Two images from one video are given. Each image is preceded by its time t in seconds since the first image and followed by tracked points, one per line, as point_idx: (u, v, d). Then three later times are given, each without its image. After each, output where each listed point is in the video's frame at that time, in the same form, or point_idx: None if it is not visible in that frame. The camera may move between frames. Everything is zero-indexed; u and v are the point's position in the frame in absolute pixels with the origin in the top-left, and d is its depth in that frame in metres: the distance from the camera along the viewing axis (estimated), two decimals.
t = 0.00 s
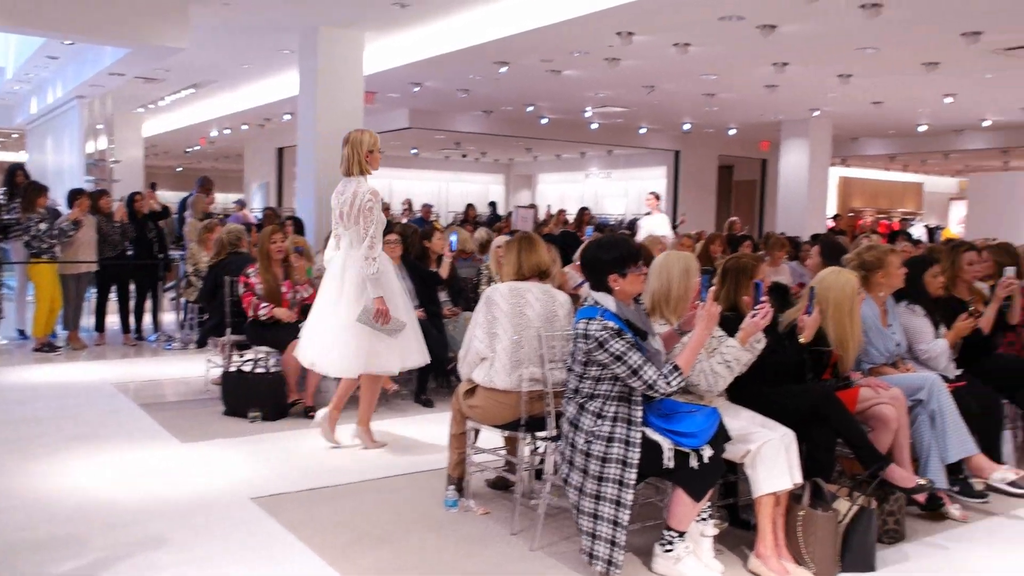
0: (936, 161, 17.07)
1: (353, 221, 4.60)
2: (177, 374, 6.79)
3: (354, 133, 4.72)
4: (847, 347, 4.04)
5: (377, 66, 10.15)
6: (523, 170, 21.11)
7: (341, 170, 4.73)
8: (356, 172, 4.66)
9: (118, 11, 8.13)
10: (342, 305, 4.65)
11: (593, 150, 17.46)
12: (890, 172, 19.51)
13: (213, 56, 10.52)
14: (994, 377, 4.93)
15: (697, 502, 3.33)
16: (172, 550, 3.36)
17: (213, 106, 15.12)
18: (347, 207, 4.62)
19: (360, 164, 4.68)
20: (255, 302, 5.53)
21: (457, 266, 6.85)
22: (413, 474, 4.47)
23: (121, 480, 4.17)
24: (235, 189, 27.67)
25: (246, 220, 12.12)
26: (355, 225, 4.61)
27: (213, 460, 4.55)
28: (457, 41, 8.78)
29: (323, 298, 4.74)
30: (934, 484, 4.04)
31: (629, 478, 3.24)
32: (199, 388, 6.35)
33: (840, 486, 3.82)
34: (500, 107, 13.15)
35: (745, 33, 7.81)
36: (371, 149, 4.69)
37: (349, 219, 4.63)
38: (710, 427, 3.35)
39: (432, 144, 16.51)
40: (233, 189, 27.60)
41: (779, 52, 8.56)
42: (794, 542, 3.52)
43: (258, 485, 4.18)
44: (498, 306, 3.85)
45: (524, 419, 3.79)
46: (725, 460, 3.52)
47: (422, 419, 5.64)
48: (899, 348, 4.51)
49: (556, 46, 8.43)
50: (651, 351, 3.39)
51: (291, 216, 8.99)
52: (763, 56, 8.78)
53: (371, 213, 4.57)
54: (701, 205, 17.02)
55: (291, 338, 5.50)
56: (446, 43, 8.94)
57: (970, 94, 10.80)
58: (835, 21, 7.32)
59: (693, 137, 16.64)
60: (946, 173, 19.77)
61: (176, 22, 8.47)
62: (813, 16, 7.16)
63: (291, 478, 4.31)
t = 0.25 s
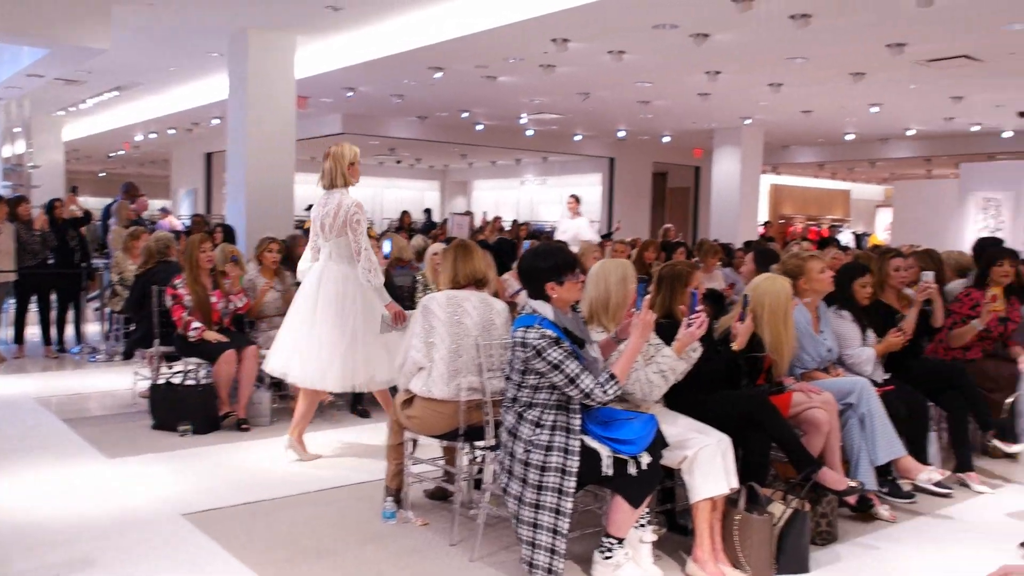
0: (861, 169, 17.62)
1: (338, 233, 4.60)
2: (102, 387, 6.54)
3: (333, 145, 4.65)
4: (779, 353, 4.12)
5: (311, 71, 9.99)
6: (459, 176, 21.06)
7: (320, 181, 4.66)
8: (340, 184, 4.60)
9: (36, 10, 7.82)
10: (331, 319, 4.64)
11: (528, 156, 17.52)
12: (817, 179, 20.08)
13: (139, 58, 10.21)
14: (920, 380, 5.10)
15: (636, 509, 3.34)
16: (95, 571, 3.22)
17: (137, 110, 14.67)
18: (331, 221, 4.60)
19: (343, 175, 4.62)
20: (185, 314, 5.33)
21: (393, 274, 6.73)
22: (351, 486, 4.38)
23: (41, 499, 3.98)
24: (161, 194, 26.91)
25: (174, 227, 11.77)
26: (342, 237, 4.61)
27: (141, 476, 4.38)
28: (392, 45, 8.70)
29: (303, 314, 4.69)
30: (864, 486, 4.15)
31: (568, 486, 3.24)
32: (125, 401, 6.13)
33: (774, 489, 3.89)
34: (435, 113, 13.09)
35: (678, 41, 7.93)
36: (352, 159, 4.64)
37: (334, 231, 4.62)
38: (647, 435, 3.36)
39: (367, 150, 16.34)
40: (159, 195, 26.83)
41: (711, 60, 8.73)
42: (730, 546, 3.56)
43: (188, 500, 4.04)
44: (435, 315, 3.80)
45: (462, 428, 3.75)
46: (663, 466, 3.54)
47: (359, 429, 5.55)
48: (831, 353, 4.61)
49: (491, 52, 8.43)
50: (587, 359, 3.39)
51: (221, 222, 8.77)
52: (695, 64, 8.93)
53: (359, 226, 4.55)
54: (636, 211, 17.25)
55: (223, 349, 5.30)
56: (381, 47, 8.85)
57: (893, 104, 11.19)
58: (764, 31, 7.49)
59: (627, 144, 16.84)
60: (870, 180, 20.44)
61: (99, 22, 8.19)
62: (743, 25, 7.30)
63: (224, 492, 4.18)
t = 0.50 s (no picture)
0: (786, 176, 18.13)
1: (324, 240, 4.94)
2: (17, 400, 6.25)
3: (311, 154, 4.91)
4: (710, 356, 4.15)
5: (238, 71, 9.76)
6: (392, 180, 20.89)
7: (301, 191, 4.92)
8: (319, 192, 4.90)
9: None
10: (319, 320, 4.90)
11: (461, 161, 17.49)
12: (744, 186, 20.58)
13: (55, 56, 9.82)
14: (844, 383, 5.25)
15: (572, 516, 3.34)
16: None
17: (54, 109, 14.11)
18: (316, 228, 4.91)
19: (323, 183, 4.92)
20: (105, 322, 5.14)
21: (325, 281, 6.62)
22: (284, 498, 4.27)
23: None
24: (79, 197, 25.93)
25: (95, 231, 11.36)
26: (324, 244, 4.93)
27: (60, 493, 4.19)
28: (322, 47, 8.56)
29: (291, 316, 4.92)
30: (793, 487, 4.24)
31: (505, 494, 3.22)
32: (43, 414, 5.86)
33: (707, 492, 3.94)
34: (367, 117, 12.95)
35: (609, 48, 8.02)
36: (330, 168, 4.96)
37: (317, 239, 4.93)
38: (583, 440, 3.36)
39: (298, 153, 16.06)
40: (78, 197, 25.86)
41: (641, 68, 8.85)
42: (665, 550, 3.60)
43: (112, 517, 3.88)
44: (368, 323, 3.74)
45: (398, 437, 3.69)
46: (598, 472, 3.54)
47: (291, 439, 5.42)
48: (760, 357, 4.70)
49: (424, 56, 8.38)
50: (524, 365, 3.37)
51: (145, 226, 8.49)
52: (625, 71, 9.04)
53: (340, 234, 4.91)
54: (568, 216, 17.38)
55: (149, 358, 5.14)
56: (311, 49, 8.69)
57: (816, 113, 11.54)
58: (693, 40, 7.62)
59: (560, 150, 16.97)
60: (794, 187, 21.04)
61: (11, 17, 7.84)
62: (672, 34, 7.42)
63: (149, 508, 4.03)
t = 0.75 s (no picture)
0: (720, 180, 18.49)
1: (301, 240, 5.36)
2: None
3: (299, 157, 5.41)
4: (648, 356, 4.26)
5: (170, 70, 9.49)
6: (330, 182, 20.62)
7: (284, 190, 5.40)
8: (303, 194, 5.38)
9: None
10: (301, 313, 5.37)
11: (399, 163, 17.37)
12: (679, 189, 20.93)
13: None
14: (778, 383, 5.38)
15: (515, 520, 3.32)
16: None
17: None
18: (295, 228, 5.33)
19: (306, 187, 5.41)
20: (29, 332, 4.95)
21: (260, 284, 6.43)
22: (220, 508, 4.16)
23: None
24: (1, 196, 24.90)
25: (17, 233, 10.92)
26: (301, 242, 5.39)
27: None
28: (257, 46, 8.38)
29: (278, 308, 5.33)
30: (728, 485, 4.32)
31: (446, 501, 3.19)
32: None
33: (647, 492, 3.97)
34: (304, 117, 12.75)
35: (548, 53, 8.05)
36: (315, 172, 5.44)
37: (295, 238, 5.38)
38: (525, 444, 3.37)
39: (232, 153, 15.71)
40: None
41: (579, 73, 8.91)
42: (606, 550, 3.61)
43: (37, 533, 3.72)
44: (306, 328, 3.67)
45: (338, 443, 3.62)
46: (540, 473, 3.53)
47: (226, 446, 5.29)
48: (697, 358, 4.78)
49: (361, 56, 8.27)
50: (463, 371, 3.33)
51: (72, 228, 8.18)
52: (563, 76, 9.09)
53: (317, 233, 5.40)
54: (507, 219, 17.41)
55: (76, 365, 4.95)
56: (245, 48, 8.51)
57: (748, 119, 11.80)
58: (630, 46, 7.70)
59: (498, 153, 16.99)
60: (727, 191, 21.49)
61: None
62: (610, 39, 7.48)
63: (78, 522, 3.87)
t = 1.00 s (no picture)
0: (669, 178, 18.76)
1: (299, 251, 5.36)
2: None
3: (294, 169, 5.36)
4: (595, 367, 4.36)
5: (115, 70, 9.32)
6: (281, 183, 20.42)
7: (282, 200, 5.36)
8: (298, 206, 5.35)
9: None
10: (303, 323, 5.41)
11: (351, 164, 17.28)
12: (630, 188, 21.17)
13: None
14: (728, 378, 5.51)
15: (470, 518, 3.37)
16: None
17: None
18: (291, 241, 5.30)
19: (303, 198, 5.37)
20: None
21: (210, 286, 6.31)
22: (172, 511, 4.13)
23: None
24: None
25: None
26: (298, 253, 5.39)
27: None
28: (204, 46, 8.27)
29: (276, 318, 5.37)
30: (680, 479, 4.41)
31: (401, 500, 3.22)
32: None
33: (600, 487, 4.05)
34: (253, 118, 12.62)
35: (497, 53, 8.11)
36: (312, 183, 5.39)
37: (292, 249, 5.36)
38: (479, 441, 3.42)
39: (180, 154, 15.47)
40: None
41: (529, 73, 8.99)
42: (561, 545, 3.68)
43: None
44: (257, 330, 3.67)
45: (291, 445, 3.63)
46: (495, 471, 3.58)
47: (176, 450, 5.24)
48: (649, 355, 4.89)
49: (310, 57, 8.23)
50: (413, 370, 3.37)
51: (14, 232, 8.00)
52: (513, 76, 9.15)
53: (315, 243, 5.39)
54: (460, 219, 17.43)
55: (21, 370, 4.87)
56: (193, 48, 8.40)
57: (696, 118, 12.01)
58: (579, 46, 7.80)
59: (450, 153, 17.00)
60: (676, 189, 21.80)
61: None
62: (559, 40, 7.57)
63: (26, 528, 3.82)
